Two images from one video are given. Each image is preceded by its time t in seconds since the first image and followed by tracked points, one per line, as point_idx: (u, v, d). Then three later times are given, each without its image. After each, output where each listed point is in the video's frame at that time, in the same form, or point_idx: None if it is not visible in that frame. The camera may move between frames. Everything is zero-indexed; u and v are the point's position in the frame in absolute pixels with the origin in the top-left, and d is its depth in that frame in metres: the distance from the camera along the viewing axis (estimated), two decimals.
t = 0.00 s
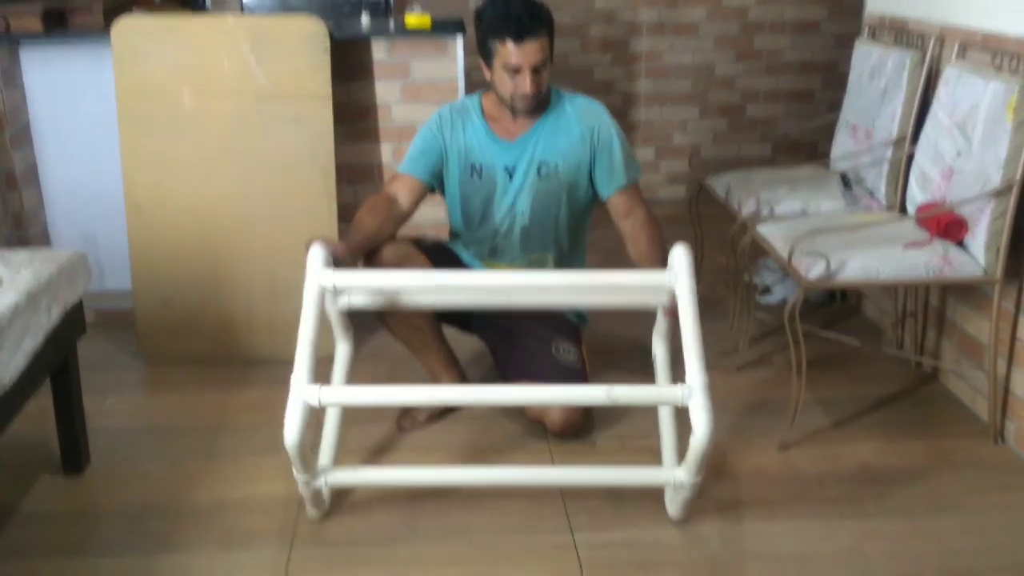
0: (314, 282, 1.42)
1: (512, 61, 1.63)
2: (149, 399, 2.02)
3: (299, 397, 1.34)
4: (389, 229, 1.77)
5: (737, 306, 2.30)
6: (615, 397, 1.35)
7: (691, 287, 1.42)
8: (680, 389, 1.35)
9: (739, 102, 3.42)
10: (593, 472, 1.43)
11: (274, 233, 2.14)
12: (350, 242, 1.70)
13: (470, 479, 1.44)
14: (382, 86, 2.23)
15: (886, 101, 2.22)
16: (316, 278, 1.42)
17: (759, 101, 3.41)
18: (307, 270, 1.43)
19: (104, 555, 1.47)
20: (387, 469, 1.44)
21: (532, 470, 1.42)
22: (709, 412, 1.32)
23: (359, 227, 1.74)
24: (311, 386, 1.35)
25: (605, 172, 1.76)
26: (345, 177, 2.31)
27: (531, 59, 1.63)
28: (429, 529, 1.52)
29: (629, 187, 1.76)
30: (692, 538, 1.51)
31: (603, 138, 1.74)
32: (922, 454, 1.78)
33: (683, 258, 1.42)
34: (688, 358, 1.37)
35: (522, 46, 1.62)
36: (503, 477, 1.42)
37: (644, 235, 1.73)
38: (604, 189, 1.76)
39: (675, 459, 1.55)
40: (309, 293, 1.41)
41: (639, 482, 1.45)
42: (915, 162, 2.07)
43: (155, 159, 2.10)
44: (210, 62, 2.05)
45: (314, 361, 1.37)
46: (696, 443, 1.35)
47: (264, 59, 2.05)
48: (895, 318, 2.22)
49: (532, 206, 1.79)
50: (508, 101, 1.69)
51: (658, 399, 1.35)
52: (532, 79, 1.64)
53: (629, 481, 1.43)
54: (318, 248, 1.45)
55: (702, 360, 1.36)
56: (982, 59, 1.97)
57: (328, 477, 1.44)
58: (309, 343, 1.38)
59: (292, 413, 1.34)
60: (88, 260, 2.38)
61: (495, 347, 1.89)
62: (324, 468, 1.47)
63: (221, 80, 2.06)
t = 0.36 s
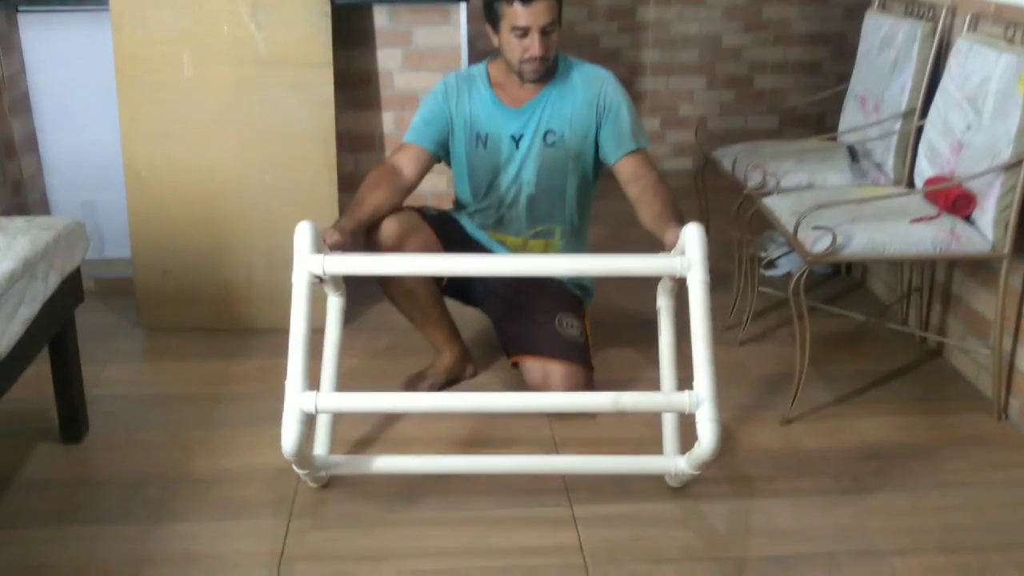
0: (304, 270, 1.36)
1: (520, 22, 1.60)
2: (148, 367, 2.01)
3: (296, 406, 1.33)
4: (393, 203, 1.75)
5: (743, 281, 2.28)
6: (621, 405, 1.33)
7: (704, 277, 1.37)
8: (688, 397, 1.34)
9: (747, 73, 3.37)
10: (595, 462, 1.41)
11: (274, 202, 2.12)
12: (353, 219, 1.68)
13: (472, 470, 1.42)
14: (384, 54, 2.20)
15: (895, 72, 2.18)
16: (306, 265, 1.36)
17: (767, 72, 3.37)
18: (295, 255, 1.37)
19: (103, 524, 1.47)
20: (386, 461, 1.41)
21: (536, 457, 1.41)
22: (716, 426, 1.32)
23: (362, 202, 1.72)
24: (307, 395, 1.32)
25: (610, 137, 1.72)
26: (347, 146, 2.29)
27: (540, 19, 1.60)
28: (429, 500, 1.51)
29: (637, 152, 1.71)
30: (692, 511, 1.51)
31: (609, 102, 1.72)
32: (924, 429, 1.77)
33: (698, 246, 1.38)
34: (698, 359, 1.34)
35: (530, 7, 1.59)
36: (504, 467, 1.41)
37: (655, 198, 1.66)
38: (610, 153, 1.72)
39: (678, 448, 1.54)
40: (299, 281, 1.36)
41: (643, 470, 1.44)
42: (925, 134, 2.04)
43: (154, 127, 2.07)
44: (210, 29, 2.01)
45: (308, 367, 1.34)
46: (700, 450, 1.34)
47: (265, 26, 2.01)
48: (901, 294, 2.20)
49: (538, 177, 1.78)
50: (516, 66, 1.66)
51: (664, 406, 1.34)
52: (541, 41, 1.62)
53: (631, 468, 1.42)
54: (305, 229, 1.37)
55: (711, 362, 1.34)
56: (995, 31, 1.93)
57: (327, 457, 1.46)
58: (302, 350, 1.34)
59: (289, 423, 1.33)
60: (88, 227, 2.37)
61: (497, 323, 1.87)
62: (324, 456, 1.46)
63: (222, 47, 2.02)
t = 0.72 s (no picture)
0: (294, 234, 1.31)
1: None
2: (138, 328, 1.96)
3: (288, 376, 1.29)
4: (392, 160, 1.68)
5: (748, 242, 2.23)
6: (625, 377, 1.29)
7: (714, 245, 1.32)
8: (695, 370, 1.29)
9: (752, 30, 3.28)
10: (597, 433, 1.38)
11: (266, 158, 2.05)
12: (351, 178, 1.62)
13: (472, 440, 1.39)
14: (379, 5, 2.12)
15: (910, 29, 2.11)
16: (296, 229, 1.30)
17: (773, 28, 3.28)
18: (285, 217, 1.31)
19: (91, 489, 1.43)
20: (384, 431, 1.38)
21: (536, 429, 1.38)
22: (723, 400, 1.28)
23: (360, 159, 1.65)
24: (298, 364, 1.29)
25: (616, 94, 1.65)
26: (341, 102, 2.22)
27: None
28: (425, 468, 1.48)
29: (643, 110, 1.65)
30: (695, 479, 1.47)
31: (615, 58, 1.65)
32: (932, 397, 1.73)
33: (709, 212, 1.32)
34: (706, 330, 1.30)
35: None
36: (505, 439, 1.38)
37: (661, 158, 1.60)
38: (615, 111, 1.66)
39: (683, 420, 1.51)
40: (289, 245, 1.31)
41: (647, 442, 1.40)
42: (939, 94, 1.97)
43: (141, 79, 1.99)
44: None
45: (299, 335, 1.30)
46: (707, 423, 1.31)
47: None
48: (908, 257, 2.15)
49: (540, 133, 1.72)
50: (524, 18, 1.59)
51: (670, 378, 1.30)
52: None
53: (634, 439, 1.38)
54: (296, 189, 1.32)
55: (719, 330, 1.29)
56: None
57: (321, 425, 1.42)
58: (294, 318, 1.30)
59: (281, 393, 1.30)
60: (76, 184, 2.31)
61: (497, 286, 1.83)
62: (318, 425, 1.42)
63: None
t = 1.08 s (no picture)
0: (277, 211, 1.24)
1: None
2: (116, 308, 1.89)
3: (274, 360, 1.23)
4: (377, 131, 1.61)
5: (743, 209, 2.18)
6: (626, 356, 1.24)
7: (716, 217, 1.26)
8: (698, 347, 1.24)
9: None
10: (596, 413, 1.33)
11: (246, 130, 1.98)
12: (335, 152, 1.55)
13: (467, 422, 1.34)
14: None
15: None
16: (279, 206, 1.24)
17: None
18: (267, 193, 1.25)
19: (71, 480, 1.37)
20: (376, 414, 1.33)
21: (531, 408, 1.33)
22: (728, 378, 1.23)
23: (344, 131, 1.58)
24: (285, 349, 1.23)
25: (609, 60, 1.58)
26: (322, 69, 2.14)
27: None
28: (419, 450, 1.43)
29: (637, 75, 1.57)
30: (696, 457, 1.43)
31: (608, 21, 1.57)
32: (935, 366, 1.70)
33: (711, 182, 1.26)
34: (709, 306, 1.25)
35: None
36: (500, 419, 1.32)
37: (655, 125, 1.52)
38: (608, 77, 1.58)
39: (682, 397, 1.45)
40: (272, 223, 1.24)
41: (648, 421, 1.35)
42: (942, 54, 1.91)
43: (112, 48, 1.90)
44: None
45: (285, 318, 1.24)
46: (711, 402, 1.26)
47: None
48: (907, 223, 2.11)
49: (531, 100, 1.65)
50: None
51: (672, 356, 1.25)
52: None
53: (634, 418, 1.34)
54: (278, 164, 1.25)
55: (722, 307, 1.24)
56: None
57: (310, 409, 1.37)
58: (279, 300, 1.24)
59: (267, 378, 1.24)
60: (50, 159, 2.22)
61: (488, 260, 1.77)
62: (306, 409, 1.36)
63: None
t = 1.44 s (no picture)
0: (251, 192, 1.16)
1: None
2: (82, 293, 1.80)
3: (252, 350, 1.16)
4: (354, 105, 1.53)
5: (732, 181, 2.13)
6: (624, 341, 1.18)
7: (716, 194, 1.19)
8: (699, 331, 1.18)
9: None
10: (592, 399, 1.27)
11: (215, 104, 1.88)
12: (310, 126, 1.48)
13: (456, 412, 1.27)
14: None
15: None
16: (253, 187, 1.16)
17: None
18: (241, 173, 1.17)
19: (36, 478, 1.29)
20: (361, 404, 1.26)
21: (524, 396, 1.26)
22: (731, 363, 1.17)
23: (320, 105, 1.51)
24: (263, 338, 1.15)
25: (597, 31, 1.49)
26: (293, 39, 2.04)
27: None
28: (406, 441, 1.36)
29: (626, 46, 1.49)
30: (695, 443, 1.38)
31: None
32: (934, 343, 1.66)
33: (710, 156, 1.19)
34: (711, 288, 1.19)
35: None
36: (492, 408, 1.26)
37: (646, 98, 1.45)
38: (595, 49, 1.50)
39: (678, 382, 1.39)
40: (246, 205, 1.17)
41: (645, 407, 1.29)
42: (937, 21, 1.85)
43: (70, 17, 1.79)
44: None
45: (263, 306, 1.17)
46: (714, 388, 1.20)
47: None
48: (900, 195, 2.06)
49: (516, 71, 1.57)
50: None
51: (672, 340, 1.19)
52: None
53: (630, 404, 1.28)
54: (251, 141, 1.17)
55: (724, 289, 1.18)
56: None
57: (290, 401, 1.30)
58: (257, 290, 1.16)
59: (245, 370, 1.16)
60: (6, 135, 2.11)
61: (473, 238, 1.70)
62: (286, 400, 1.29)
63: None
